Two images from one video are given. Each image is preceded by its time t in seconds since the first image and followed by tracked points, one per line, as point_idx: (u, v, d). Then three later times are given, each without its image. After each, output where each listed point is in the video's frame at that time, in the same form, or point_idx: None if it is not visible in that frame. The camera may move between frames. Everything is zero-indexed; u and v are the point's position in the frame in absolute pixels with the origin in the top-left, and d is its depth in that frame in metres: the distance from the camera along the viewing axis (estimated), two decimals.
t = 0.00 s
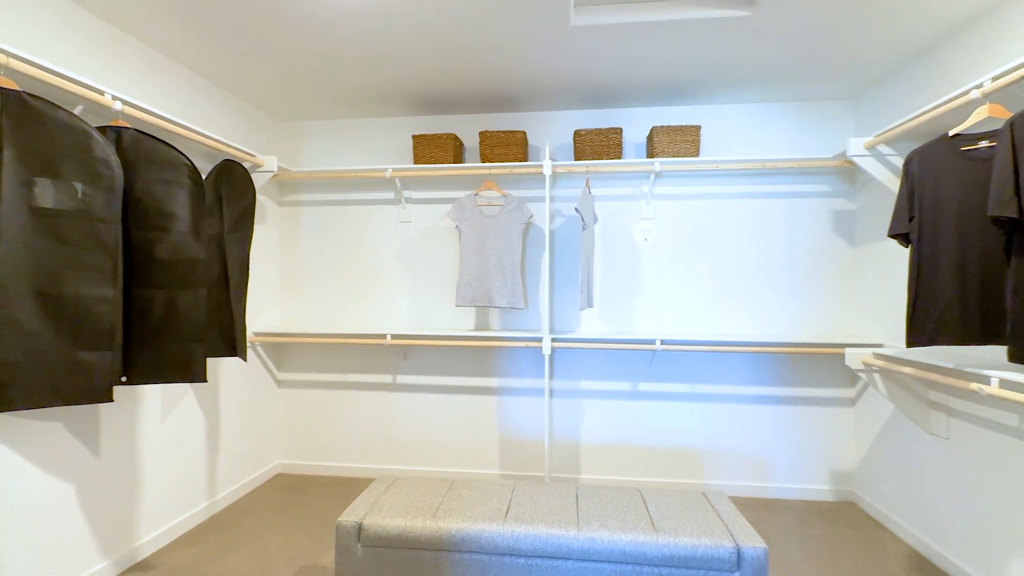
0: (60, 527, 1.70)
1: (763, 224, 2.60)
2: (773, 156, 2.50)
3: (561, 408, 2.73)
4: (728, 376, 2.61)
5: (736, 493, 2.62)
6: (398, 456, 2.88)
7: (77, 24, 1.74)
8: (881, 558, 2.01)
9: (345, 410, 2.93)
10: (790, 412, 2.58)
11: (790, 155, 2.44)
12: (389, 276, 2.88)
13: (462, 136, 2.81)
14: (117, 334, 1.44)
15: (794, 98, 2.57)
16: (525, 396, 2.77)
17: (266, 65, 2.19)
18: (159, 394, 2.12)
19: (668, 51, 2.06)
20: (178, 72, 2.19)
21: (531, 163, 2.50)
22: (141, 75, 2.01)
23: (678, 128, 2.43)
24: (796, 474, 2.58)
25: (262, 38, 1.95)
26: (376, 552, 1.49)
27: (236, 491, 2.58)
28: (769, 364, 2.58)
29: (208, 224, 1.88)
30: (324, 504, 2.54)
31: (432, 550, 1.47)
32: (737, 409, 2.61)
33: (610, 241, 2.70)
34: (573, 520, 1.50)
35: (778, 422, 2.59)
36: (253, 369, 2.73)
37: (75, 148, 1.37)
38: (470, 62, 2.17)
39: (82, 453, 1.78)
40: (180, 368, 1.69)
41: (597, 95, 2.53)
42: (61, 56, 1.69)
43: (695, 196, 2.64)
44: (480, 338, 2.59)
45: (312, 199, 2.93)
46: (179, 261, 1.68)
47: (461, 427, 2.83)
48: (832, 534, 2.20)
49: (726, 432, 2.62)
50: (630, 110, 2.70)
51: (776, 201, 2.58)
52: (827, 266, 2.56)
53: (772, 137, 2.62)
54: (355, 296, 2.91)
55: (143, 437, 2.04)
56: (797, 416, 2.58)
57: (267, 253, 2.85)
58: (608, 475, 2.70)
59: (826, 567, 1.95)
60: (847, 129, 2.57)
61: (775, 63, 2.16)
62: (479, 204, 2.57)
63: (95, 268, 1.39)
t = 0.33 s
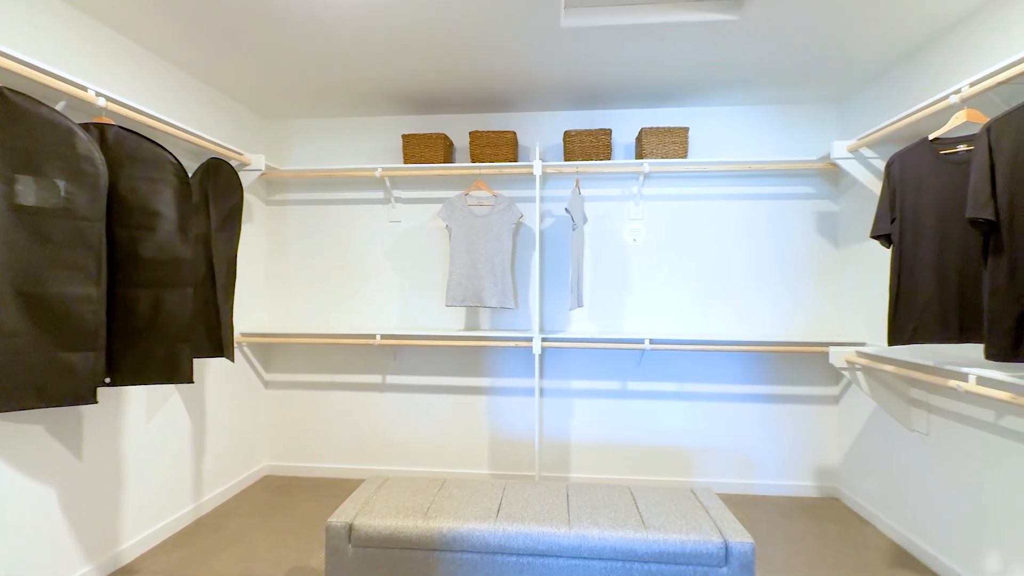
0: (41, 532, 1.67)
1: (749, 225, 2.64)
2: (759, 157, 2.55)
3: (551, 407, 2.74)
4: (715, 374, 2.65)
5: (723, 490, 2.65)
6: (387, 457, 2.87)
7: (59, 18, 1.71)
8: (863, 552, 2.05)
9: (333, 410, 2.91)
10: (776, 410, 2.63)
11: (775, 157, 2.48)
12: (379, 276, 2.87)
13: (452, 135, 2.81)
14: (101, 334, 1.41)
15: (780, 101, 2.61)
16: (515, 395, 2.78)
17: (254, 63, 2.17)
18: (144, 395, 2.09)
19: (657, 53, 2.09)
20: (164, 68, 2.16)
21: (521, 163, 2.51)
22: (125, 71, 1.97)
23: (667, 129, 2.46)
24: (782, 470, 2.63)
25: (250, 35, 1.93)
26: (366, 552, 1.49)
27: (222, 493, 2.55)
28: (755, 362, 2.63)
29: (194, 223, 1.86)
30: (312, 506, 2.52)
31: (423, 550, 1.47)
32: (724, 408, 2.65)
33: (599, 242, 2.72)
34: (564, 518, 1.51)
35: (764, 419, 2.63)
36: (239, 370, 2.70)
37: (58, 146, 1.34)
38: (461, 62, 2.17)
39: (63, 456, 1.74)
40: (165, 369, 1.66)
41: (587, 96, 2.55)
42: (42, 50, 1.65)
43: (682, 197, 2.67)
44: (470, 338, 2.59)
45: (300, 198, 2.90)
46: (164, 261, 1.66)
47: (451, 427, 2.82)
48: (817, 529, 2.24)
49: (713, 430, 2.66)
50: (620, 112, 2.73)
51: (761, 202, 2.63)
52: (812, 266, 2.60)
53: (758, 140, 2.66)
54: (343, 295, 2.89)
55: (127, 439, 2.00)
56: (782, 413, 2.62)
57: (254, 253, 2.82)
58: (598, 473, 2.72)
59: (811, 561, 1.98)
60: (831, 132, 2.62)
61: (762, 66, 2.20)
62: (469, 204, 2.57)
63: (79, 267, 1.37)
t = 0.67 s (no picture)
0: (23, 537, 1.63)
1: (737, 226, 2.67)
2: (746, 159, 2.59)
3: (541, 407, 2.75)
4: (703, 373, 2.68)
5: (712, 487, 2.69)
6: (377, 458, 2.86)
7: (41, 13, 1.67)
8: (847, 546, 2.09)
9: (322, 411, 2.88)
10: (763, 408, 2.67)
11: (762, 159, 2.52)
12: (368, 276, 2.85)
13: (443, 135, 2.81)
14: (85, 335, 1.39)
15: (766, 104, 2.66)
16: (505, 395, 2.79)
17: (242, 60, 2.14)
18: (129, 396, 2.05)
19: (647, 55, 2.11)
20: (150, 65, 2.13)
21: (512, 163, 2.51)
22: (110, 67, 1.94)
23: (656, 131, 2.49)
24: (768, 467, 2.67)
25: (239, 33, 1.91)
26: (357, 553, 1.48)
27: (209, 496, 2.52)
28: (742, 361, 2.66)
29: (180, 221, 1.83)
30: (302, 507, 2.50)
31: (415, 550, 1.47)
32: (712, 406, 2.69)
33: (589, 242, 2.73)
34: (556, 517, 1.52)
35: (751, 417, 2.67)
36: (226, 371, 2.67)
37: (41, 144, 1.32)
38: (452, 62, 2.17)
39: (45, 459, 1.71)
40: (151, 370, 1.64)
41: (577, 97, 2.56)
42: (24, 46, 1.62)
43: (671, 198, 2.70)
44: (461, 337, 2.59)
45: (288, 197, 2.88)
46: (150, 260, 1.64)
47: (442, 427, 2.82)
48: (802, 524, 2.28)
49: (701, 428, 2.69)
50: (610, 113, 2.75)
51: (748, 203, 2.67)
52: (797, 267, 2.65)
53: (746, 142, 2.70)
54: (333, 295, 2.87)
55: (111, 442, 1.97)
56: (768, 411, 2.67)
57: (242, 252, 2.79)
58: (588, 472, 2.74)
59: (796, 555, 2.02)
60: (816, 135, 2.67)
61: (749, 69, 2.23)
62: (460, 204, 2.57)
63: (63, 267, 1.35)
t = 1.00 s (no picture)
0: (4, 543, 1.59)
1: (725, 226, 2.71)
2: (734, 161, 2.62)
3: (532, 406, 2.77)
4: (692, 372, 2.71)
5: (700, 484, 2.72)
6: (367, 459, 2.84)
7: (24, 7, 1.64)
8: (832, 541, 2.13)
9: (311, 412, 2.86)
10: (750, 406, 2.71)
11: (749, 161, 2.56)
12: (358, 276, 2.84)
13: (434, 135, 2.80)
14: (71, 336, 1.37)
15: (754, 107, 2.70)
16: (496, 394, 2.79)
17: (231, 58, 2.12)
18: (114, 398, 2.02)
19: (637, 57, 2.13)
20: (136, 61, 2.09)
21: (503, 163, 2.52)
22: (95, 63, 1.90)
23: (646, 132, 2.51)
24: (755, 464, 2.71)
25: (228, 30, 1.89)
26: (349, 554, 1.48)
27: (196, 498, 2.48)
28: (730, 360, 2.70)
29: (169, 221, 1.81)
30: (291, 509, 2.48)
31: (407, 549, 1.47)
32: (701, 404, 2.72)
33: (580, 242, 2.75)
34: (548, 515, 1.53)
35: (738, 415, 2.71)
36: (214, 371, 2.63)
37: (26, 142, 1.30)
38: (443, 61, 2.17)
39: (27, 463, 1.67)
40: (139, 371, 1.62)
41: (568, 98, 2.58)
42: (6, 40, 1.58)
43: (661, 199, 2.73)
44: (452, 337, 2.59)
45: (277, 196, 2.85)
46: (138, 260, 1.61)
47: (432, 427, 2.82)
48: (790, 520, 2.32)
49: (690, 426, 2.72)
50: (600, 114, 2.77)
51: (736, 204, 2.70)
52: (783, 267, 2.70)
53: (733, 144, 2.74)
54: (322, 295, 2.85)
55: (96, 445, 1.94)
56: (755, 409, 2.71)
57: (229, 251, 2.75)
58: (579, 471, 2.76)
59: (783, 550, 2.05)
60: (801, 137, 2.72)
61: (737, 72, 2.26)
62: (451, 204, 2.57)
63: (48, 266, 1.32)
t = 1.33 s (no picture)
0: None
1: (713, 227, 2.75)
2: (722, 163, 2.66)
3: (523, 406, 2.78)
4: (681, 370, 2.74)
5: (689, 482, 2.76)
6: (358, 459, 2.83)
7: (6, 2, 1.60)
8: (818, 536, 2.17)
9: (301, 413, 2.84)
10: (738, 405, 2.75)
11: (737, 163, 2.59)
12: (349, 275, 2.83)
13: (425, 134, 2.80)
14: (56, 337, 1.35)
15: (742, 109, 2.74)
16: (488, 394, 2.80)
17: (219, 56, 2.10)
18: (99, 400, 1.99)
19: (628, 59, 2.15)
20: (122, 58, 2.06)
21: (494, 163, 2.53)
22: (80, 60, 1.87)
23: (636, 133, 2.53)
24: (743, 462, 2.75)
25: (217, 27, 1.87)
26: (342, 554, 1.48)
27: (183, 501, 2.45)
28: (718, 359, 2.74)
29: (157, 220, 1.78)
30: (281, 511, 2.46)
31: (400, 549, 1.47)
32: (689, 403, 2.75)
33: (571, 242, 2.77)
34: (540, 513, 1.54)
35: (727, 414, 2.75)
36: (201, 372, 2.60)
37: (9, 139, 1.28)
38: (435, 61, 2.17)
39: (9, 466, 1.64)
40: (125, 372, 1.60)
41: (559, 99, 2.59)
42: None
43: (650, 199, 2.76)
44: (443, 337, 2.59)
45: (266, 195, 2.82)
46: (125, 259, 1.59)
47: (423, 427, 2.81)
48: (777, 516, 2.36)
49: (679, 425, 2.75)
50: (591, 115, 2.79)
51: (724, 205, 2.74)
52: (770, 267, 2.74)
53: (722, 146, 2.77)
54: (312, 295, 2.83)
55: (81, 447, 1.91)
56: (743, 407, 2.75)
57: (217, 251, 2.72)
58: (569, 470, 2.77)
59: (770, 546, 2.08)
60: (788, 140, 2.76)
61: (726, 75, 2.30)
62: (442, 204, 2.57)
63: (33, 266, 1.30)
